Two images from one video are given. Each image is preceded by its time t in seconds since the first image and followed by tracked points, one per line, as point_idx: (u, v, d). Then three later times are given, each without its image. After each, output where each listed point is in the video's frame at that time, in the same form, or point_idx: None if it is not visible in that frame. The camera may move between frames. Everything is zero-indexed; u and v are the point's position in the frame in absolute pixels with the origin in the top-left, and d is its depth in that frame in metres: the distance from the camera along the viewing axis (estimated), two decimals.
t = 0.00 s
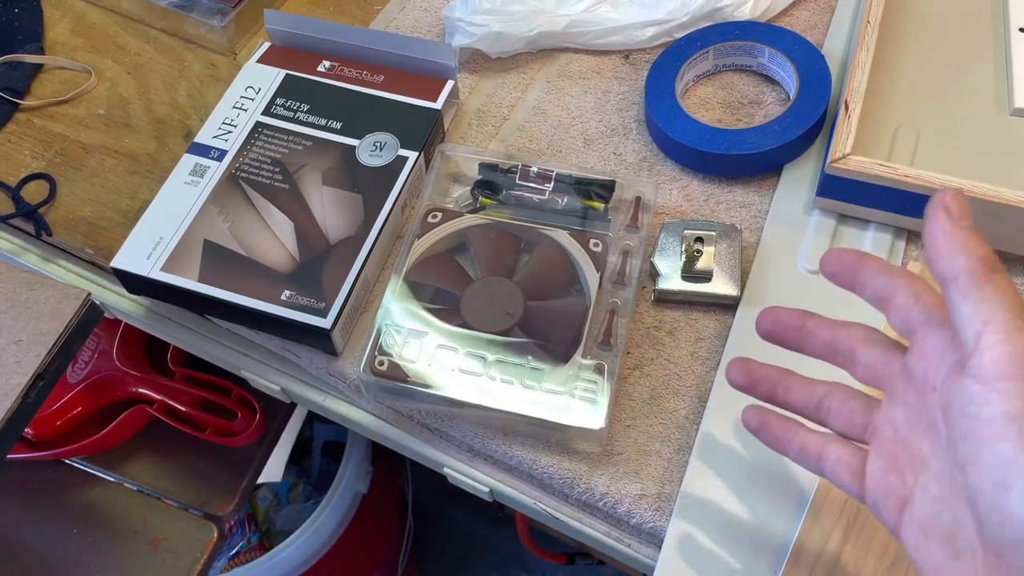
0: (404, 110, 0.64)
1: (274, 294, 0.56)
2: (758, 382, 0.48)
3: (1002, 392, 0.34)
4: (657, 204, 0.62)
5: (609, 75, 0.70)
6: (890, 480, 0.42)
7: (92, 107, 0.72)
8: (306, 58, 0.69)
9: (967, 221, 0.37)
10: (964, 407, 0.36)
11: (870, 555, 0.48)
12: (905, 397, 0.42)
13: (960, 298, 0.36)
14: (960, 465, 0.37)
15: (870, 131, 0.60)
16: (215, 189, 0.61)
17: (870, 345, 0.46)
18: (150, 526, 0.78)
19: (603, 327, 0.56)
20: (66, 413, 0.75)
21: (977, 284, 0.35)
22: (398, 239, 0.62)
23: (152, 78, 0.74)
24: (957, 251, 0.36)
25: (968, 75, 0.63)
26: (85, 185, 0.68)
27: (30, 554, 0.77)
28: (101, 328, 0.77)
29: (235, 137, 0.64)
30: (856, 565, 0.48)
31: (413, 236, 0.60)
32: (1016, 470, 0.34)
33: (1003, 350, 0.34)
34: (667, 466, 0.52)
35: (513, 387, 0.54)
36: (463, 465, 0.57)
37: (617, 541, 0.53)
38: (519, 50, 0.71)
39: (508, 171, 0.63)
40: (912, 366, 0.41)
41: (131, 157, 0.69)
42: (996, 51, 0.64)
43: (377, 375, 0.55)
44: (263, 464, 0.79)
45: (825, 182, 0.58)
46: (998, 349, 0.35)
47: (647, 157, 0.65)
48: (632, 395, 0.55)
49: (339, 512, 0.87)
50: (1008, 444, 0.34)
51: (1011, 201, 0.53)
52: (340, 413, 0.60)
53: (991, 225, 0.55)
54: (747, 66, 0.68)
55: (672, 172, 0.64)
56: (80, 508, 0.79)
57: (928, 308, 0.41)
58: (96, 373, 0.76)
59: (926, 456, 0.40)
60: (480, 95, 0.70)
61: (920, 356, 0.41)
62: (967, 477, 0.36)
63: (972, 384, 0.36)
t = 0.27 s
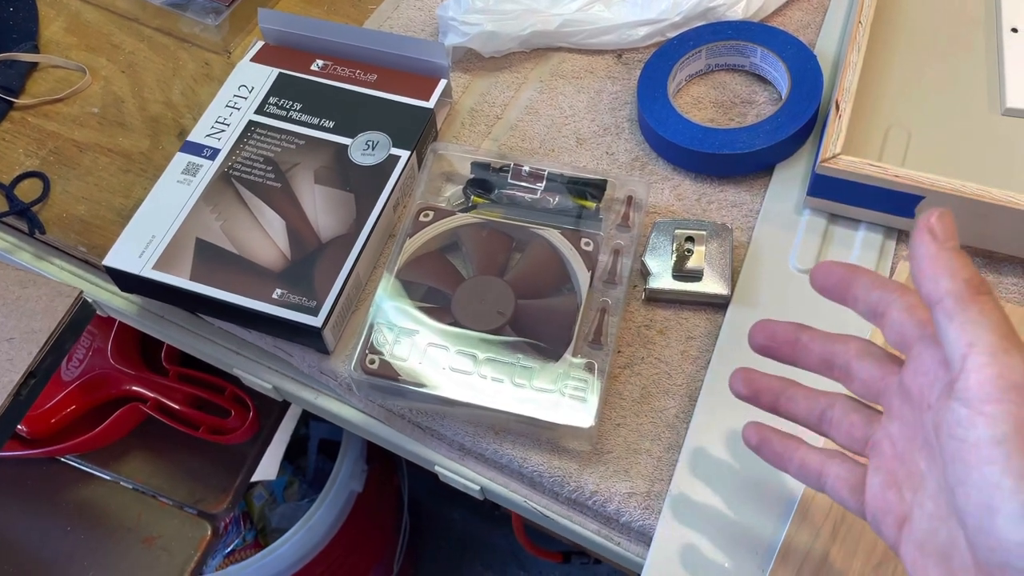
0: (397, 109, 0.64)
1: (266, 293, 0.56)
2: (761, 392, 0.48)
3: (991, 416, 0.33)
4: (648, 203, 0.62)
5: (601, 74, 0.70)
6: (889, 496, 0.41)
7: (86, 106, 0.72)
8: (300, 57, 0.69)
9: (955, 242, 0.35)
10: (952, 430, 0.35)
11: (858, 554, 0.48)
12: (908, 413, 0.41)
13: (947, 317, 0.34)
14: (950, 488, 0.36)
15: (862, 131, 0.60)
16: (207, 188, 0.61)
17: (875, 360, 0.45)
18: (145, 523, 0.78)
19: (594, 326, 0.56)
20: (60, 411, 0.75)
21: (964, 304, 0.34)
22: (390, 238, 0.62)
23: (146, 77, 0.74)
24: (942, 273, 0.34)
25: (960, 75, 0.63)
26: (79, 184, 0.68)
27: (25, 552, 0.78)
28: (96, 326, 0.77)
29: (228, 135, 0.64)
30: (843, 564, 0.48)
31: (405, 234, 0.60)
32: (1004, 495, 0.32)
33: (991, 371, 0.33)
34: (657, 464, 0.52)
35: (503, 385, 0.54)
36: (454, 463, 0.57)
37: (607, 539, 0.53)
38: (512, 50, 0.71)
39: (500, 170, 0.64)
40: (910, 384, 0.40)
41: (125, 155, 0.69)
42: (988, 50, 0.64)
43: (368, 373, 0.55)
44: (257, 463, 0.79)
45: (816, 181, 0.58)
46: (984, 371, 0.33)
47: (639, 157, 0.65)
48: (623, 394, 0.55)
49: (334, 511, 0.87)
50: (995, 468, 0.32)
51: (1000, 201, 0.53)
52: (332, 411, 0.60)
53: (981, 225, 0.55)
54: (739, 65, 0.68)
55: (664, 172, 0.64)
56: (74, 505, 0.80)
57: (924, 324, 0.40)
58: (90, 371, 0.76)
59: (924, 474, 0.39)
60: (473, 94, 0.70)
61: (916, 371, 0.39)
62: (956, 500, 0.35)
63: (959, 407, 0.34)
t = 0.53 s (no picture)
0: (398, 105, 0.64)
1: (267, 288, 0.56)
2: (664, 355, 0.48)
3: (961, 383, 0.29)
4: (649, 199, 0.62)
5: (602, 71, 0.70)
6: (827, 461, 0.40)
7: (88, 102, 0.72)
8: (301, 54, 0.69)
9: (894, 160, 0.31)
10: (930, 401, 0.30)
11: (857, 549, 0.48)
12: (852, 367, 0.40)
13: (898, 261, 0.30)
14: (923, 461, 0.32)
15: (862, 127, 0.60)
16: (209, 184, 0.61)
17: (791, 311, 0.45)
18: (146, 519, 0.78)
19: (594, 321, 0.56)
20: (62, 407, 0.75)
21: (912, 246, 0.30)
22: (391, 234, 0.63)
23: (148, 74, 0.74)
24: (888, 205, 0.30)
25: (960, 72, 0.63)
26: (81, 180, 0.68)
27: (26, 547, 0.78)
28: (98, 322, 0.77)
29: (230, 131, 0.64)
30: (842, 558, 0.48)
31: (406, 230, 0.60)
32: (987, 473, 0.28)
33: (953, 325, 0.29)
34: (657, 459, 0.52)
35: (504, 380, 0.54)
36: (454, 458, 0.57)
37: (607, 533, 0.53)
38: (513, 46, 0.71)
39: (501, 166, 0.64)
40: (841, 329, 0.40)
41: (127, 151, 0.69)
42: (989, 47, 0.64)
43: (369, 368, 0.55)
44: (258, 459, 0.79)
45: (817, 177, 0.58)
46: (945, 328, 0.29)
47: (639, 153, 0.65)
48: (623, 389, 0.55)
49: (335, 507, 0.87)
50: (974, 443, 0.29)
51: (1000, 197, 0.53)
52: (333, 406, 0.60)
53: (981, 221, 0.56)
54: (740, 62, 0.68)
55: (664, 168, 0.64)
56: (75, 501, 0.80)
57: (844, 263, 0.39)
58: (92, 367, 0.76)
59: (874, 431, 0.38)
60: (474, 91, 0.70)
61: (851, 315, 0.39)
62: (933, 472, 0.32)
63: (923, 362, 0.31)
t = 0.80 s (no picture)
0: (398, 106, 0.65)
1: (269, 287, 0.57)
2: (599, 343, 0.53)
3: (724, 315, 0.32)
4: (647, 200, 0.63)
5: (601, 73, 0.71)
6: (698, 419, 0.43)
7: (91, 103, 0.73)
8: (303, 55, 0.69)
9: (692, 167, 0.38)
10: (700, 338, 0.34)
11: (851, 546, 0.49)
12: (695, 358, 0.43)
13: (687, 234, 0.36)
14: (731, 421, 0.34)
15: (857, 129, 0.61)
16: (211, 184, 0.62)
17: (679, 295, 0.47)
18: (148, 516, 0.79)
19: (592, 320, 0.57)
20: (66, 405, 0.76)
21: (695, 221, 0.35)
22: (392, 233, 0.63)
23: (151, 75, 0.75)
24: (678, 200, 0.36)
25: (955, 74, 0.64)
26: (84, 180, 0.69)
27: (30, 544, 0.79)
28: (101, 321, 0.78)
29: (232, 132, 0.65)
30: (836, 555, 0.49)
31: (407, 230, 0.61)
32: (745, 383, 0.31)
33: (722, 275, 0.33)
34: (654, 456, 0.53)
35: (503, 378, 0.55)
36: (454, 455, 0.57)
37: (605, 530, 0.54)
38: (512, 48, 0.72)
39: (500, 167, 0.64)
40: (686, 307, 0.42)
41: (130, 152, 0.70)
42: (983, 50, 0.65)
43: (370, 366, 0.56)
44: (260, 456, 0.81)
45: (812, 179, 0.59)
46: (724, 275, 0.33)
47: (638, 154, 0.66)
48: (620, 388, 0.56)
49: (336, 504, 0.88)
50: (734, 360, 0.32)
51: (993, 198, 0.54)
52: (334, 404, 0.61)
53: (975, 221, 0.56)
54: (737, 64, 0.69)
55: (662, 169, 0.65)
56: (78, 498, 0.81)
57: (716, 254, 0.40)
58: (95, 365, 0.77)
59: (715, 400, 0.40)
60: (474, 92, 0.71)
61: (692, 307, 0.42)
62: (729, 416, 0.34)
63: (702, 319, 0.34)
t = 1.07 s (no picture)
0: (400, 107, 0.64)
1: (270, 290, 0.56)
2: (615, 405, 0.51)
3: (731, 374, 0.34)
4: (652, 202, 0.62)
5: (605, 73, 0.70)
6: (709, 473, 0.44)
7: (90, 104, 0.72)
8: (303, 56, 0.69)
9: (693, 237, 0.39)
10: (707, 398, 0.35)
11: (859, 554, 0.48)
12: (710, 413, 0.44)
13: (690, 298, 0.37)
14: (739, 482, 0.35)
15: (864, 129, 0.60)
16: (211, 186, 0.61)
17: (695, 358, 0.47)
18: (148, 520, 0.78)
19: (597, 324, 0.56)
20: (64, 408, 0.75)
21: (695, 285, 0.37)
22: (394, 235, 0.63)
23: (151, 75, 0.74)
24: (678, 265, 0.38)
25: (963, 75, 0.63)
26: (83, 181, 0.68)
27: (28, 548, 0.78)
28: (100, 323, 0.77)
29: (232, 133, 0.64)
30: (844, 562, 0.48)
31: (409, 232, 0.60)
32: (752, 443, 0.33)
33: (725, 337, 0.35)
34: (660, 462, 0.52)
35: (506, 383, 0.54)
36: (456, 460, 0.57)
37: (609, 536, 0.53)
38: (515, 48, 0.71)
39: (503, 168, 0.64)
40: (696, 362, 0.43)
41: (129, 153, 0.69)
42: (992, 50, 0.64)
43: (371, 370, 0.55)
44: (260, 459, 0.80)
45: (820, 180, 0.58)
46: (727, 338, 0.35)
47: (642, 155, 0.65)
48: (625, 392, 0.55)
49: (337, 508, 0.87)
50: (742, 420, 0.33)
51: (1004, 200, 0.53)
52: (334, 409, 0.60)
53: (984, 224, 0.56)
54: (742, 64, 0.68)
55: (667, 170, 0.64)
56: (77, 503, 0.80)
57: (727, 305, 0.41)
58: (94, 368, 0.76)
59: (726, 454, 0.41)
60: (477, 92, 0.70)
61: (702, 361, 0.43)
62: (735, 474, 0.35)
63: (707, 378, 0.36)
